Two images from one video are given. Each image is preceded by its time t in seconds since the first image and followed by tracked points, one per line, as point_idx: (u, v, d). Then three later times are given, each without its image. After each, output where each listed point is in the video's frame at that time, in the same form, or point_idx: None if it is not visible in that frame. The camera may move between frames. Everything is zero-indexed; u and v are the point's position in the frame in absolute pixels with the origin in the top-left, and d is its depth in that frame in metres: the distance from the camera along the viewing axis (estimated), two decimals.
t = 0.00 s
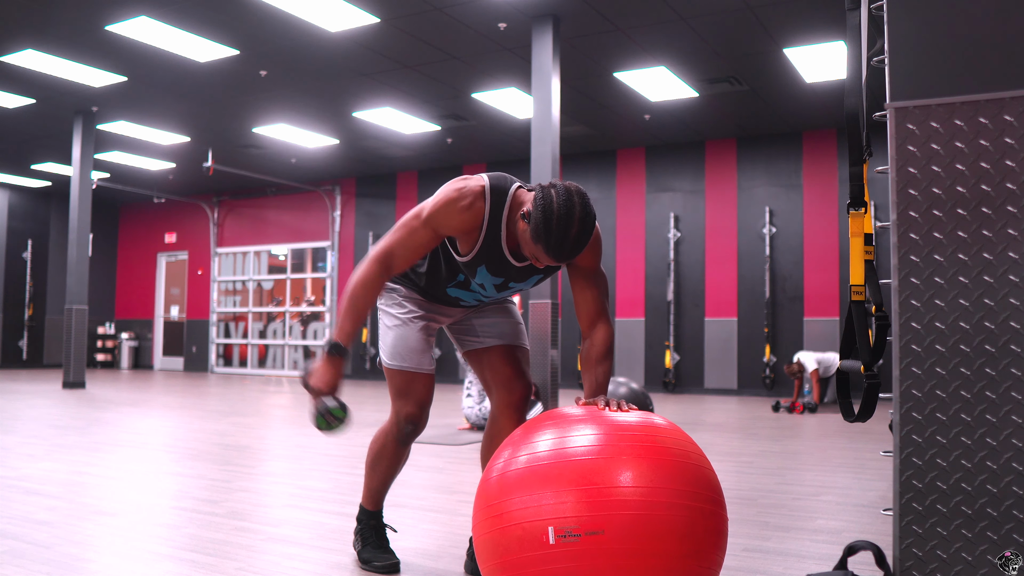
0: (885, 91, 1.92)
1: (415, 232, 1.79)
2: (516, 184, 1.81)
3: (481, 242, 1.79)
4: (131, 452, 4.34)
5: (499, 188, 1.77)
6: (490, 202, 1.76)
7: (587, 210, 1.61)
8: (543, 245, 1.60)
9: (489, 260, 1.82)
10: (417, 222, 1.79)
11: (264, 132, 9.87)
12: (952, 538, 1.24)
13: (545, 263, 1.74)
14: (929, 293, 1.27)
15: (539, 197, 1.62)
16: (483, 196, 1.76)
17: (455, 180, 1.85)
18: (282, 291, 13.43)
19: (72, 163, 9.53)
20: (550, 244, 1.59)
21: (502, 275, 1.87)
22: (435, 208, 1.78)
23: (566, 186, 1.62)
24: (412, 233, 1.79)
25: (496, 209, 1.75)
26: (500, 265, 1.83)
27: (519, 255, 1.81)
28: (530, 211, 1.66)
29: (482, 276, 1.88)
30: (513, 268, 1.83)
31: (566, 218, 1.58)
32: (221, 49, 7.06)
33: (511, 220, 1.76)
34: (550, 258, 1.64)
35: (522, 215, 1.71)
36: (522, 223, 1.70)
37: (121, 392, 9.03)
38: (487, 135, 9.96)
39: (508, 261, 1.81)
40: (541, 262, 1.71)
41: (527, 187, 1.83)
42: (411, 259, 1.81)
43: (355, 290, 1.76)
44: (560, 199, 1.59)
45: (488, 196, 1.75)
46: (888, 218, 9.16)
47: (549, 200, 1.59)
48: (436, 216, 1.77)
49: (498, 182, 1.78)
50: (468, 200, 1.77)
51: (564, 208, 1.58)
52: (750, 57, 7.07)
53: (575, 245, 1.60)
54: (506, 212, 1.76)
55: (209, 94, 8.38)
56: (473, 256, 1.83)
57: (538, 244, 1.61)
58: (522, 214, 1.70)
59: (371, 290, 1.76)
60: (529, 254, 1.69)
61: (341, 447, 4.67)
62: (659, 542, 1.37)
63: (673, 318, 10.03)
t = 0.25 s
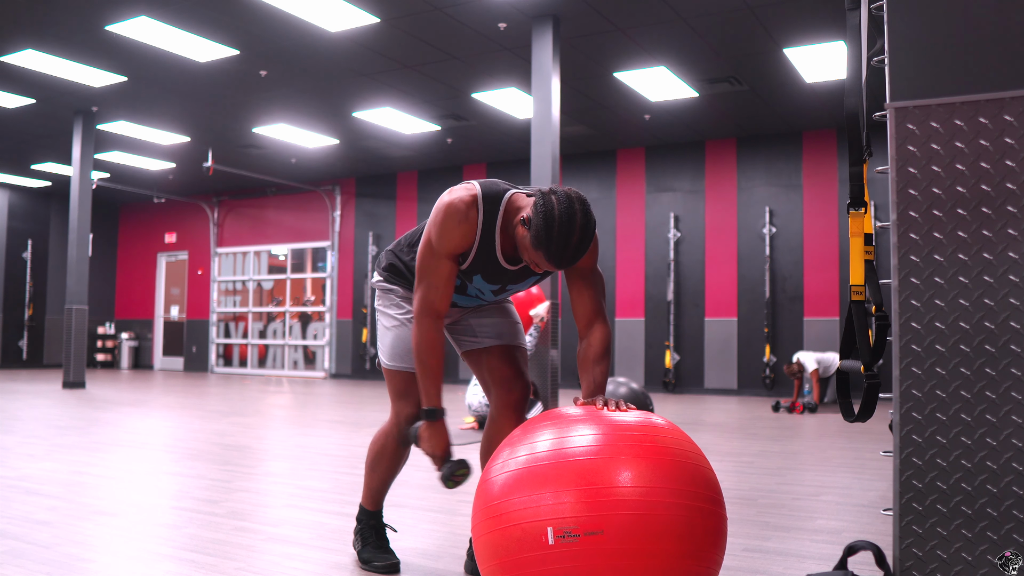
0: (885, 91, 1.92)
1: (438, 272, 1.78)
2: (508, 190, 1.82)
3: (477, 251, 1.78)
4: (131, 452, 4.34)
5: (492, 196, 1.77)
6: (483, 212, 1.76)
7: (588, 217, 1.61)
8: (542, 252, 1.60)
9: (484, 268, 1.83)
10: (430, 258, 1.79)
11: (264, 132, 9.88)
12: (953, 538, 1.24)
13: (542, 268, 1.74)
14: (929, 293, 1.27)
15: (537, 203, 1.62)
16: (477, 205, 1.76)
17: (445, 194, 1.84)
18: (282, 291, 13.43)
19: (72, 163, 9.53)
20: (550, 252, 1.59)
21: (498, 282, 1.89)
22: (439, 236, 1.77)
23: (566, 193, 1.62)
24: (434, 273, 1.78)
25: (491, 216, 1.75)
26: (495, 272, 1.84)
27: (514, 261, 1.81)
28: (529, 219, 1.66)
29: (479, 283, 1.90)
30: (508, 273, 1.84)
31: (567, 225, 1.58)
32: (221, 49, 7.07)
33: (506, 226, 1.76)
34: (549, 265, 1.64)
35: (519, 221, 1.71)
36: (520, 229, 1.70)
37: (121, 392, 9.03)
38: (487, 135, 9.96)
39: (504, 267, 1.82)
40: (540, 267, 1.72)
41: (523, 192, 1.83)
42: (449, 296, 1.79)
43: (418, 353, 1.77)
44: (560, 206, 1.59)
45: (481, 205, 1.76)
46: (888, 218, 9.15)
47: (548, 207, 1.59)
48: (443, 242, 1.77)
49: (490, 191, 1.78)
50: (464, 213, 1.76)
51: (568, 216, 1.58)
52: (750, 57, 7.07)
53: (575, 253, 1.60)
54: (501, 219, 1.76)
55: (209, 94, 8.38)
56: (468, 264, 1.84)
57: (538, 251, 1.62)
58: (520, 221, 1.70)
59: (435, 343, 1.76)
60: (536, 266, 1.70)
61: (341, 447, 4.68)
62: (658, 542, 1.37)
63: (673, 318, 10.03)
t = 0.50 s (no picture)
0: (885, 91, 1.92)
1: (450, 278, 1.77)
2: (510, 193, 1.81)
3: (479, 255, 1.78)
4: (131, 452, 4.34)
5: (492, 200, 1.77)
6: (484, 216, 1.76)
7: (590, 223, 1.61)
8: (546, 258, 1.60)
9: (485, 272, 1.84)
10: (439, 265, 1.77)
11: (264, 132, 9.88)
12: (953, 538, 1.24)
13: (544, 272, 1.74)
14: (929, 293, 1.27)
15: (539, 209, 1.61)
16: (478, 209, 1.76)
17: (445, 197, 1.84)
18: (282, 291, 13.43)
19: (72, 163, 9.54)
20: (554, 256, 1.59)
21: (499, 285, 1.90)
22: (446, 241, 1.76)
23: (568, 199, 1.62)
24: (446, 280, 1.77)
25: (491, 221, 1.76)
26: (496, 276, 1.86)
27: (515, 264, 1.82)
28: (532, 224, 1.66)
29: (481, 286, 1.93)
30: (508, 276, 1.86)
31: (570, 231, 1.58)
32: (221, 49, 7.07)
33: (507, 231, 1.77)
34: (552, 270, 1.64)
35: (521, 225, 1.71)
36: (522, 234, 1.70)
37: (121, 392, 9.03)
38: (487, 135, 9.96)
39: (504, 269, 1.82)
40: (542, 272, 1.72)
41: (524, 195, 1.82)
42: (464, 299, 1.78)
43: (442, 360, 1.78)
44: (563, 212, 1.59)
45: (482, 210, 1.76)
46: (888, 218, 9.16)
47: (552, 212, 1.59)
48: (449, 248, 1.76)
49: (490, 194, 1.78)
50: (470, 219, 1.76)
51: (573, 222, 1.58)
52: (750, 57, 7.07)
53: (579, 258, 1.60)
54: (502, 223, 1.76)
55: (209, 94, 8.38)
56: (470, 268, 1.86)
57: (541, 257, 1.62)
58: (523, 224, 1.70)
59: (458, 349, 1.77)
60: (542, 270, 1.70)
61: (341, 447, 4.68)
62: (657, 542, 1.37)
63: (673, 318, 10.03)
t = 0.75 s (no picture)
0: (884, 91, 1.92)
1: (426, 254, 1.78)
2: (516, 186, 1.81)
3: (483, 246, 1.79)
4: (131, 452, 4.34)
5: (499, 190, 1.77)
6: (490, 207, 1.76)
7: (594, 216, 1.62)
8: (549, 250, 1.60)
9: (489, 263, 1.82)
10: (424, 239, 1.78)
11: (264, 132, 9.88)
12: (953, 538, 1.24)
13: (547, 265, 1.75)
14: (929, 293, 1.27)
15: (544, 201, 1.62)
16: (484, 199, 1.76)
17: (453, 185, 1.84)
18: (282, 291, 13.43)
19: (72, 163, 9.54)
20: (557, 249, 1.59)
21: (502, 277, 1.88)
22: (437, 221, 1.77)
23: (572, 192, 1.62)
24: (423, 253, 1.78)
25: (497, 213, 1.75)
26: (499, 267, 1.83)
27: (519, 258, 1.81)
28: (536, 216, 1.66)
29: (483, 278, 1.90)
30: (512, 269, 1.84)
31: (573, 224, 1.58)
32: (221, 49, 7.07)
33: (512, 222, 1.76)
34: (554, 263, 1.64)
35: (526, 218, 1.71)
36: (527, 226, 1.70)
37: (121, 392, 9.03)
38: (486, 135, 9.96)
39: (509, 263, 1.81)
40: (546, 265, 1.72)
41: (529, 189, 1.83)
42: (432, 276, 1.80)
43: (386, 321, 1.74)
44: (567, 204, 1.59)
45: (489, 200, 1.75)
46: (888, 218, 9.16)
47: (556, 204, 1.59)
48: (442, 228, 1.76)
49: (498, 185, 1.78)
50: (472, 207, 1.76)
51: (575, 214, 1.59)
52: (750, 57, 7.07)
53: (581, 251, 1.61)
54: (508, 215, 1.75)
55: (209, 94, 8.38)
56: (474, 258, 1.83)
57: (545, 250, 1.62)
58: (527, 217, 1.70)
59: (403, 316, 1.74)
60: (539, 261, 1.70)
61: (341, 447, 4.67)
62: (658, 541, 1.37)
63: (673, 318, 10.03)
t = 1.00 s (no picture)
0: (884, 91, 1.92)
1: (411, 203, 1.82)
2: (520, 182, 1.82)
3: (483, 239, 1.79)
4: (131, 452, 4.34)
5: (504, 184, 1.77)
6: (494, 199, 1.76)
7: (592, 212, 1.62)
8: (547, 245, 1.61)
9: (491, 256, 1.81)
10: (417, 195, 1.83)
11: (264, 132, 9.88)
12: (953, 538, 1.24)
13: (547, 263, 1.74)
14: (929, 293, 1.27)
15: (544, 196, 1.62)
16: (487, 191, 1.77)
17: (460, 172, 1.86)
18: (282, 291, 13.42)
19: (72, 163, 9.53)
20: (554, 244, 1.60)
21: (503, 272, 1.86)
22: (437, 188, 1.82)
23: (570, 187, 1.63)
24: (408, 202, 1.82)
25: (500, 207, 1.76)
26: (502, 262, 1.83)
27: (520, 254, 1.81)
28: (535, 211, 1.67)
29: (484, 272, 1.88)
30: (514, 265, 1.83)
31: (571, 219, 1.58)
32: (221, 49, 7.07)
33: (514, 217, 1.76)
34: (553, 258, 1.64)
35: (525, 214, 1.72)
36: (527, 223, 1.71)
37: (121, 392, 9.03)
38: (487, 135, 9.96)
39: (510, 259, 1.81)
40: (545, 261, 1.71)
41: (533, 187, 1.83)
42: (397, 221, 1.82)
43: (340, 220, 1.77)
44: (566, 199, 1.60)
45: (492, 191, 1.76)
46: (888, 218, 9.15)
47: (554, 199, 1.60)
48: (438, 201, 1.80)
49: (502, 180, 1.78)
50: (472, 191, 1.78)
51: (572, 207, 1.59)
52: (750, 57, 7.07)
53: (579, 247, 1.61)
54: (510, 211, 1.76)
55: (209, 93, 8.38)
56: (475, 251, 1.82)
57: (543, 245, 1.62)
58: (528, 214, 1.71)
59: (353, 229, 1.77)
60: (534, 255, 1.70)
61: (341, 447, 4.67)
62: (657, 541, 1.37)
63: (673, 318, 10.03)
